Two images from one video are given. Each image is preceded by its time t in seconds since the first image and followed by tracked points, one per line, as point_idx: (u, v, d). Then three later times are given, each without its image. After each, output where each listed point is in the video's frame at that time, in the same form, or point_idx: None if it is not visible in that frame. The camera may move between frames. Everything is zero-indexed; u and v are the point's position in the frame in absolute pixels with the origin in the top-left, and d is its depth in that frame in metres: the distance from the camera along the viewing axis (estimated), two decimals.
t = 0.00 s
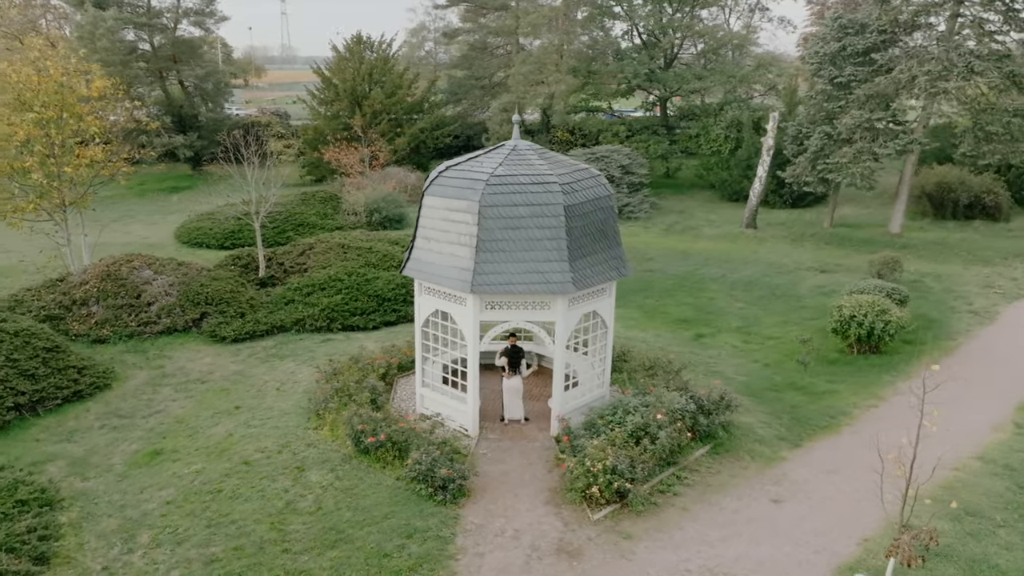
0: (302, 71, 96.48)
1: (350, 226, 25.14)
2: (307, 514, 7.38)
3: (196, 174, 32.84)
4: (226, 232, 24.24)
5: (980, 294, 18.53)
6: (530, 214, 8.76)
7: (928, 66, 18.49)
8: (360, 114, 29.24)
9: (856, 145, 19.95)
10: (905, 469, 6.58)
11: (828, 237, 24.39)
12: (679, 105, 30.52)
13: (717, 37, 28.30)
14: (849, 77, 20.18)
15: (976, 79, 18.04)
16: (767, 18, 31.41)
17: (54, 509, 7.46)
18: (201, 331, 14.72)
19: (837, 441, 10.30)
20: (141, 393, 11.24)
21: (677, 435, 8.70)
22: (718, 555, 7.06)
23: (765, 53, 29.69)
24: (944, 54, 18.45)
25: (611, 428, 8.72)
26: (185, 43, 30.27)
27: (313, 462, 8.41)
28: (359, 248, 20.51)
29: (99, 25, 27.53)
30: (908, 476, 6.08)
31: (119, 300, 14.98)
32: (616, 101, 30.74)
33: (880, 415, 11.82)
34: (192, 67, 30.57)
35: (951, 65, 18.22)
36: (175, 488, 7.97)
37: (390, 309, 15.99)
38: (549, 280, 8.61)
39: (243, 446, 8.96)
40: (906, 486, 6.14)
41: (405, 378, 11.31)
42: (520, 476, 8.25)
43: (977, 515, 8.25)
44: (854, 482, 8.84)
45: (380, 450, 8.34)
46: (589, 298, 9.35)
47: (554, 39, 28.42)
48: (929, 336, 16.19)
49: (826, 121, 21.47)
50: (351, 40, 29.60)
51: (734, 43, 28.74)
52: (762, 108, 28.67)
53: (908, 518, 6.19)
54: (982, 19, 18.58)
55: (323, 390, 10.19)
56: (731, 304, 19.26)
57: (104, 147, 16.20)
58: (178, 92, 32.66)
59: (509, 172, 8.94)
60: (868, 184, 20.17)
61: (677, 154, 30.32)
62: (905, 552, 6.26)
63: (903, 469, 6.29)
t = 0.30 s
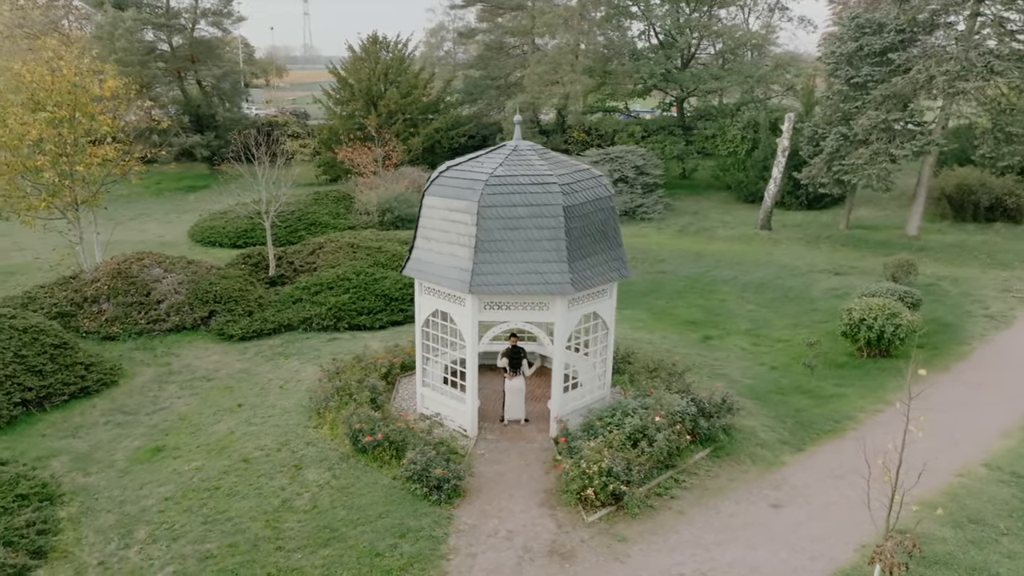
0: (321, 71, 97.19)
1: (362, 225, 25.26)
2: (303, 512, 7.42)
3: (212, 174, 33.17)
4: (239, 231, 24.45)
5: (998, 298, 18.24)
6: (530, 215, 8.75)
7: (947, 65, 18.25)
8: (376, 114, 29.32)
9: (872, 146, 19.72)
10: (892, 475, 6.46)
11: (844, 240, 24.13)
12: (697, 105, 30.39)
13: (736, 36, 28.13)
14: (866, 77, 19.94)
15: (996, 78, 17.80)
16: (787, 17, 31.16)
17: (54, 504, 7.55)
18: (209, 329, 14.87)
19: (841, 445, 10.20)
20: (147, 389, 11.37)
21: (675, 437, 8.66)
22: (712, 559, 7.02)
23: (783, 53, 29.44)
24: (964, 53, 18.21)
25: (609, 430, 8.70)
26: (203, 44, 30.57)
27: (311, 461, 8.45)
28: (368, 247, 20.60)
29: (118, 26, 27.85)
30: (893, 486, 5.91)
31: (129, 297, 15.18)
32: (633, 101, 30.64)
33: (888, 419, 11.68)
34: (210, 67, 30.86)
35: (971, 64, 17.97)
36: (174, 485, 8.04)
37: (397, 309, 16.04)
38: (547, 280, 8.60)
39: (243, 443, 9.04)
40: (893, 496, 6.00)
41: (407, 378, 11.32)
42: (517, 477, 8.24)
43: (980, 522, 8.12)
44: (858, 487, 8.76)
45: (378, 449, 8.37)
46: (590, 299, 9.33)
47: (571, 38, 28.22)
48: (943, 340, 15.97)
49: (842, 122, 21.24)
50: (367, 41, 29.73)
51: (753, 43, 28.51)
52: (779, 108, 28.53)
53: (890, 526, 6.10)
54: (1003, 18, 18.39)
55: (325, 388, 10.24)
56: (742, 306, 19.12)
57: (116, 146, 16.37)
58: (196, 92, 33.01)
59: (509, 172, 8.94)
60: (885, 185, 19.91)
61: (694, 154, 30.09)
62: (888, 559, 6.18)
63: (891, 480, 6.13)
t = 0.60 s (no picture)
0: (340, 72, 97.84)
1: (374, 225, 25.37)
2: (298, 510, 7.46)
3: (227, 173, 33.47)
4: (252, 230, 24.66)
5: (1015, 302, 17.95)
6: (528, 216, 8.74)
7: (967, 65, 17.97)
8: (391, 114, 29.36)
9: (889, 147, 19.48)
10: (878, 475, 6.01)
11: (859, 242, 23.87)
12: (713, 106, 30.41)
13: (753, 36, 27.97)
14: (882, 78, 19.75)
15: (1017, 78, 17.51)
16: (807, 17, 30.85)
17: (55, 498, 7.65)
18: (217, 327, 15.02)
19: (846, 450, 10.11)
20: (153, 386, 11.50)
21: (673, 440, 8.61)
22: (706, 563, 6.97)
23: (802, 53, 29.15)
24: (983, 52, 17.91)
25: (607, 432, 8.67)
26: (220, 44, 30.84)
27: (309, 459, 8.50)
28: (378, 247, 20.68)
29: (136, 26, 28.11)
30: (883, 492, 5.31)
31: (139, 295, 15.37)
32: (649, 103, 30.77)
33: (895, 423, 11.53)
34: (226, 68, 31.13)
35: (991, 63, 17.68)
36: (174, 481, 8.12)
37: (404, 309, 16.09)
38: (546, 281, 8.59)
39: (243, 440, 9.11)
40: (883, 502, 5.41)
41: (410, 377, 11.35)
42: (514, 478, 8.23)
43: (983, 530, 8.00)
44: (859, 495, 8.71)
45: (375, 448, 8.40)
46: (590, 300, 9.31)
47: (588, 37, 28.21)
48: (957, 345, 15.74)
49: (858, 122, 21.00)
50: (382, 41, 29.85)
51: (771, 43, 28.24)
52: (797, 109, 28.31)
53: (877, 531, 5.55)
54: None
55: (326, 387, 10.30)
56: (753, 308, 18.97)
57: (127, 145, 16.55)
58: (213, 92, 33.32)
59: (508, 173, 8.93)
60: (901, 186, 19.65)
61: (710, 155, 30.17)
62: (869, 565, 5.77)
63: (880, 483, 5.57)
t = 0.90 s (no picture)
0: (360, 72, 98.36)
1: (386, 225, 25.47)
2: (294, 508, 7.51)
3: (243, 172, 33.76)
4: (265, 228, 24.86)
5: None
6: (528, 216, 8.73)
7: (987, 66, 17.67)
8: (406, 114, 29.40)
9: (906, 149, 19.23)
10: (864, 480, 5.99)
11: (875, 244, 23.59)
12: (730, 106, 30.21)
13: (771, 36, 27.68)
14: (900, 78, 19.52)
15: None
16: (829, 16, 30.50)
17: (57, 493, 7.75)
18: (226, 325, 15.16)
19: (850, 455, 10.00)
20: (160, 383, 11.62)
21: (672, 443, 8.55)
22: (700, 567, 6.93)
23: (821, 53, 28.81)
24: (1004, 52, 17.60)
25: (605, 434, 8.64)
26: (238, 44, 31.11)
27: (308, 458, 8.54)
28: (388, 247, 20.75)
29: (154, 26, 28.42)
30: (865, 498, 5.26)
31: (149, 293, 15.55)
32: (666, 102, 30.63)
33: (906, 427, 11.37)
34: (243, 68, 31.40)
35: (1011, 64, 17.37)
36: (174, 477, 8.20)
37: (411, 308, 16.12)
38: (545, 282, 8.57)
39: (244, 438, 9.18)
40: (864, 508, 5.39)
41: (412, 377, 11.36)
42: (510, 479, 8.22)
43: (985, 538, 7.88)
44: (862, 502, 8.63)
45: (373, 447, 8.42)
46: (590, 302, 9.28)
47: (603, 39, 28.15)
48: (972, 349, 15.50)
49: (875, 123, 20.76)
50: (398, 41, 29.94)
51: (789, 43, 27.96)
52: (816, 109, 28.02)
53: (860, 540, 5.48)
54: None
55: (328, 386, 10.34)
56: (764, 311, 18.82)
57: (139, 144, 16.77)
58: (231, 91, 33.61)
59: (508, 173, 8.93)
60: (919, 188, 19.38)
61: (726, 156, 29.97)
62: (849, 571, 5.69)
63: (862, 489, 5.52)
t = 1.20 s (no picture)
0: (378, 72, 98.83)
1: (398, 224, 25.54)
2: (289, 506, 7.55)
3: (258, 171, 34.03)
4: (278, 228, 25.05)
5: None
6: (526, 216, 8.73)
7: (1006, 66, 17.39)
8: (421, 114, 29.46)
9: (922, 150, 18.99)
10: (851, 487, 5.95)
11: (891, 247, 23.32)
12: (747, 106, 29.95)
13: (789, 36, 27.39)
14: (918, 78, 19.33)
15: None
16: (849, 16, 30.15)
17: (57, 488, 7.85)
18: (233, 324, 15.31)
19: (853, 461, 9.91)
20: (165, 380, 11.74)
21: (669, 446, 8.50)
22: (693, 571, 6.89)
23: (840, 53, 28.48)
24: None
25: (603, 436, 8.63)
26: (254, 44, 31.33)
27: (306, 456, 8.60)
28: (397, 247, 20.82)
29: (172, 26, 28.72)
30: (850, 504, 5.19)
31: (159, 291, 15.73)
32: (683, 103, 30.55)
33: (918, 433, 11.22)
34: (260, 68, 31.65)
35: None
36: (174, 474, 8.28)
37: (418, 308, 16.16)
38: (543, 282, 8.56)
39: (244, 436, 9.25)
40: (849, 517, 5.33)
41: (414, 376, 11.39)
42: (506, 480, 8.22)
43: (987, 546, 7.76)
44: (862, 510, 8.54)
45: (370, 446, 8.46)
46: (590, 303, 9.25)
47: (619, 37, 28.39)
48: (987, 354, 15.26)
49: (892, 124, 20.53)
50: (413, 41, 30.00)
51: (807, 43, 27.68)
52: (834, 110, 27.70)
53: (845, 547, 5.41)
54: None
55: (330, 385, 10.40)
56: (775, 313, 18.66)
57: (150, 143, 16.96)
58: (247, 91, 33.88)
59: (507, 173, 8.94)
60: (936, 189, 19.11)
61: (743, 156, 29.76)
62: None
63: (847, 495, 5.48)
